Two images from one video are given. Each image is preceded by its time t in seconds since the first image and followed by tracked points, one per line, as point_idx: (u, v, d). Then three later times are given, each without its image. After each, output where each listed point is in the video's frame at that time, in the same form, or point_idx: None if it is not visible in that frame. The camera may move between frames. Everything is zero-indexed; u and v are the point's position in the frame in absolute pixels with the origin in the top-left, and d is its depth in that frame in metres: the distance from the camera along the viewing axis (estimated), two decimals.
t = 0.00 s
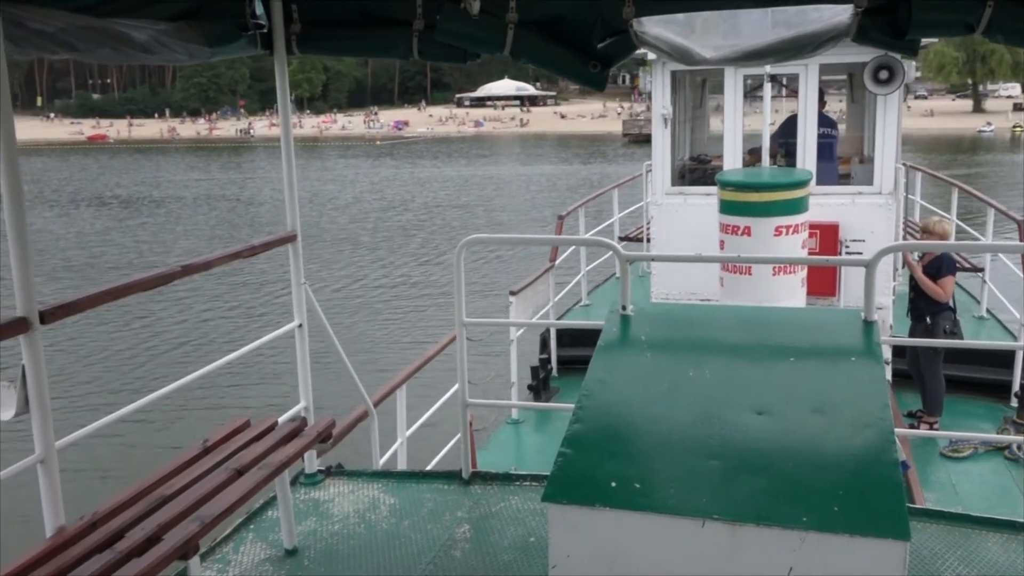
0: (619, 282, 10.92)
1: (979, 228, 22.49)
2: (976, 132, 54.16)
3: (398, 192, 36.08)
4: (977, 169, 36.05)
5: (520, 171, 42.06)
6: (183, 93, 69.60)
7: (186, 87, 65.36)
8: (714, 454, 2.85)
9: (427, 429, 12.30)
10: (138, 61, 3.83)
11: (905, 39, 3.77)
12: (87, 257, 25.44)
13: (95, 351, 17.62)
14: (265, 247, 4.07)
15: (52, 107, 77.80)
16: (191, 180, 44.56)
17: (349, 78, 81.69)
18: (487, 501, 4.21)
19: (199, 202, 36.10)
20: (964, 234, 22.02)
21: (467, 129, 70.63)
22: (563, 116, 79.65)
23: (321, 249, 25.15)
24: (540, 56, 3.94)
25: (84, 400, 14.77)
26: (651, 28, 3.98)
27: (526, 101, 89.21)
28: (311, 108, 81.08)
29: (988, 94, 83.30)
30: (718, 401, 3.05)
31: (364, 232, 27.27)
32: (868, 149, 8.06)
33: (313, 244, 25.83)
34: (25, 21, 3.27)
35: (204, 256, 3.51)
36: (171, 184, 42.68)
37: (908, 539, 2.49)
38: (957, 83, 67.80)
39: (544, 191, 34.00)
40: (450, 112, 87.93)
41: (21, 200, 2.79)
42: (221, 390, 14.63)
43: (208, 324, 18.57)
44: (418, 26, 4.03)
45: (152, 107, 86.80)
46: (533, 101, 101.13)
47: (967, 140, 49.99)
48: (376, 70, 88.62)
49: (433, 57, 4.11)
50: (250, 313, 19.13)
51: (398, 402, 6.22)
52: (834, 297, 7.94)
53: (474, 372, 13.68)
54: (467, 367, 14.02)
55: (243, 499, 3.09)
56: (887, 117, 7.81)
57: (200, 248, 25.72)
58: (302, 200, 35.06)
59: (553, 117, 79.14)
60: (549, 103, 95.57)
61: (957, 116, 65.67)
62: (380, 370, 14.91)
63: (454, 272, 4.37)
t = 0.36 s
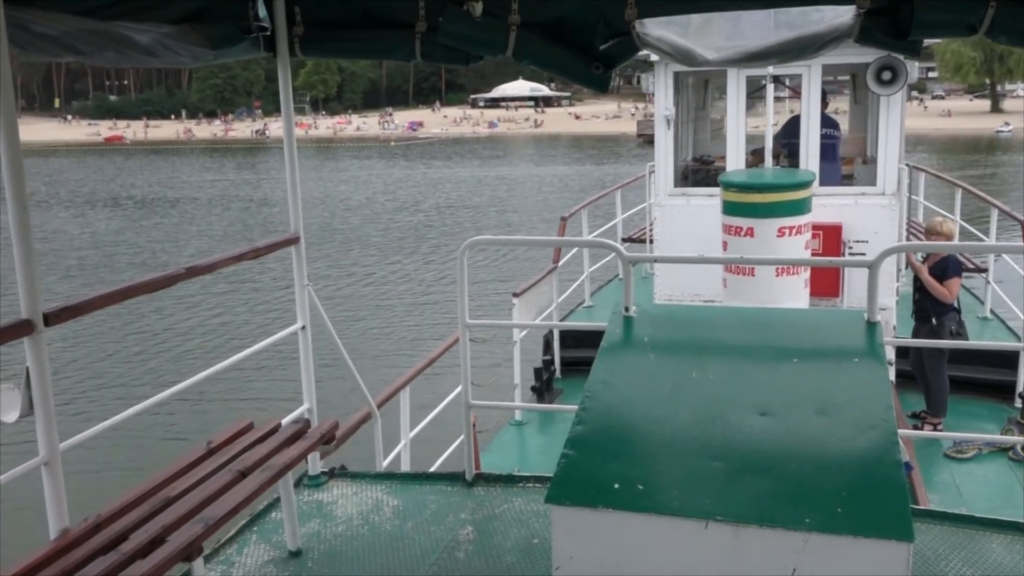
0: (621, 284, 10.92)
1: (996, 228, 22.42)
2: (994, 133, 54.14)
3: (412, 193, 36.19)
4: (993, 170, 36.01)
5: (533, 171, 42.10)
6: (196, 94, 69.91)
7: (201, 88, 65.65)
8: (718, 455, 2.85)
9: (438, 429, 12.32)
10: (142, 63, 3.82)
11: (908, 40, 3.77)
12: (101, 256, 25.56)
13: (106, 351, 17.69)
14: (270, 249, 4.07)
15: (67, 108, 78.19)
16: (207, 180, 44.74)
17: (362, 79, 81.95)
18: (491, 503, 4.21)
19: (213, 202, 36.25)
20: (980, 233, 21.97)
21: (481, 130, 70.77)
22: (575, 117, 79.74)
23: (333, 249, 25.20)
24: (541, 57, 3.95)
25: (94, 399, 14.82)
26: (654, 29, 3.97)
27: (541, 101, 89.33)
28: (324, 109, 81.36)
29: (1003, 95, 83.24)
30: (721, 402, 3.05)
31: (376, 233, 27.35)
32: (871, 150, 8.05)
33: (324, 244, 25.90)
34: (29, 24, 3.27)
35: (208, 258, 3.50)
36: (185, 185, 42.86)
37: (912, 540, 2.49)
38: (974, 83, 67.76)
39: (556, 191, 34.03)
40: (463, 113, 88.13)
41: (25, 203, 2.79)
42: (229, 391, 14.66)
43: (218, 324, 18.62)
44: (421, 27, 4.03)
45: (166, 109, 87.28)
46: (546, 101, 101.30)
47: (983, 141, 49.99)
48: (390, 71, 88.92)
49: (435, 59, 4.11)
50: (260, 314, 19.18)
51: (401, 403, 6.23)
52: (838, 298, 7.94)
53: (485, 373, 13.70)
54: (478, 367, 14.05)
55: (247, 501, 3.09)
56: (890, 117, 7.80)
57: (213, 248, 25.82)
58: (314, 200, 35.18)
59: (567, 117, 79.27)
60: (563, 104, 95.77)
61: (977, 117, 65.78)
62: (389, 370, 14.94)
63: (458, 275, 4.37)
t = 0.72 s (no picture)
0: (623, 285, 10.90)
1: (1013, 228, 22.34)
2: (1013, 133, 54.06)
3: (427, 192, 36.25)
4: (1012, 170, 35.92)
5: (546, 171, 42.09)
6: (210, 95, 70.19)
7: (216, 87, 65.87)
8: (722, 456, 2.85)
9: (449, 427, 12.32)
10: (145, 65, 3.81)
11: (911, 41, 3.77)
12: (115, 256, 25.66)
13: (116, 350, 17.75)
14: (273, 249, 4.07)
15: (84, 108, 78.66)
16: (223, 179, 44.90)
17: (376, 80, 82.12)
18: (494, 504, 4.21)
19: (228, 201, 36.37)
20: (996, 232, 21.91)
21: (494, 130, 70.85)
22: (587, 117, 79.70)
23: (343, 249, 25.24)
24: (545, 59, 3.94)
25: (102, 399, 14.86)
26: (658, 30, 3.98)
27: (555, 101, 89.37)
28: (338, 108, 81.50)
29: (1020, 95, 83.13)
30: (725, 403, 3.05)
31: (386, 232, 27.39)
32: (874, 150, 8.05)
33: (334, 244, 25.94)
34: (33, 25, 3.27)
35: (212, 259, 3.51)
36: (199, 184, 43.00)
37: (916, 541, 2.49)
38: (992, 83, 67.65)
39: (569, 192, 34.04)
40: (476, 112, 88.23)
41: (30, 204, 2.80)
42: (236, 390, 14.68)
43: (227, 324, 18.66)
44: (425, 28, 4.04)
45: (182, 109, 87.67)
46: (559, 101, 101.36)
47: (1003, 141, 49.86)
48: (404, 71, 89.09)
49: (438, 60, 4.12)
50: (268, 314, 19.21)
51: (404, 403, 6.23)
52: (842, 298, 7.93)
53: (496, 372, 13.70)
54: (488, 367, 14.05)
55: (251, 501, 3.10)
56: (893, 117, 7.80)
57: (224, 247, 25.89)
58: (327, 200, 35.26)
59: (581, 117, 79.27)
60: (577, 104, 95.88)
61: (995, 117, 65.72)
62: (398, 370, 14.95)
63: (461, 275, 4.37)
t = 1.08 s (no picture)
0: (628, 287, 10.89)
1: None
2: None
3: (442, 192, 36.27)
4: None
5: (560, 172, 42.05)
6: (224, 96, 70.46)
7: (230, 88, 66.13)
8: (727, 458, 2.85)
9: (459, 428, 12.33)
10: (151, 67, 3.80)
11: (917, 41, 3.76)
12: (130, 256, 25.79)
13: (127, 350, 17.81)
14: (278, 250, 4.09)
15: (101, 110, 79.03)
16: (240, 180, 45.08)
17: (392, 81, 82.27)
18: (498, 505, 4.21)
19: (244, 202, 36.50)
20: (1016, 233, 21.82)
21: (508, 131, 70.88)
22: (600, 117, 79.73)
23: (354, 249, 25.27)
24: (550, 60, 3.94)
25: (111, 399, 14.93)
26: (662, 32, 3.99)
27: (569, 101, 89.36)
28: (352, 109, 81.66)
29: None
30: (731, 404, 3.05)
31: (398, 233, 27.43)
32: (878, 151, 8.05)
33: (345, 245, 25.99)
34: (38, 28, 3.26)
35: (217, 260, 3.51)
36: (214, 185, 43.15)
37: (922, 543, 2.49)
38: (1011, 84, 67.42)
39: (581, 193, 34.00)
40: (489, 113, 88.31)
41: (36, 207, 2.80)
42: (243, 391, 14.69)
43: (237, 324, 18.71)
44: (429, 30, 4.04)
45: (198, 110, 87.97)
46: (573, 101, 101.26)
47: None
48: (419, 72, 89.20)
49: (442, 62, 4.11)
50: (278, 315, 19.25)
51: (408, 405, 6.23)
52: (846, 300, 7.92)
53: (505, 373, 13.70)
54: (498, 368, 14.05)
55: (256, 502, 3.10)
56: (897, 118, 7.81)
57: (236, 247, 25.98)
58: (341, 201, 35.33)
59: (594, 118, 79.19)
60: (591, 105, 95.91)
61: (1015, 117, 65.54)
62: (406, 371, 14.95)
63: (465, 276, 4.37)
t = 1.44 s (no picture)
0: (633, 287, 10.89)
1: None
2: None
3: (459, 192, 36.22)
4: None
5: (575, 173, 41.95)
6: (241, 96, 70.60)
7: (246, 88, 66.24)
8: (734, 459, 2.84)
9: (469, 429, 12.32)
10: (159, 67, 3.80)
11: (925, 42, 3.75)
12: (145, 255, 25.88)
13: (139, 349, 17.86)
14: (284, 251, 4.08)
15: (120, 110, 79.28)
16: (256, 179, 45.17)
17: (409, 81, 82.27)
18: (504, 506, 4.20)
19: (260, 201, 36.57)
20: None
21: (523, 131, 70.77)
22: (616, 117, 79.56)
23: (367, 250, 25.27)
24: (556, 60, 3.94)
25: (122, 398, 14.98)
26: (669, 33, 4.04)
27: (585, 101, 89.19)
28: (367, 110, 81.70)
29: None
30: (738, 406, 3.04)
31: (410, 233, 27.41)
32: (883, 153, 8.04)
33: (358, 245, 25.99)
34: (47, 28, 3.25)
35: (224, 261, 3.51)
36: (229, 184, 43.25)
37: (931, 546, 2.47)
38: None
39: (596, 193, 33.89)
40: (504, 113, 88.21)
41: (45, 206, 2.80)
42: (251, 391, 14.72)
43: (247, 324, 18.74)
44: (436, 30, 4.05)
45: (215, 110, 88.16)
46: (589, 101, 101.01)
47: None
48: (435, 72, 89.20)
49: (450, 62, 4.11)
50: (289, 315, 19.27)
51: (414, 406, 6.24)
52: (852, 302, 7.91)
53: (517, 374, 13.69)
54: (510, 369, 14.02)
55: (263, 503, 3.10)
56: (903, 119, 7.79)
57: (249, 246, 26.03)
58: (357, 201, 35.36)
59: (609, 118, 78.97)
60: (608, 105, 95.75)
61: None
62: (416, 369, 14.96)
63: (471, 276, 4.36)
